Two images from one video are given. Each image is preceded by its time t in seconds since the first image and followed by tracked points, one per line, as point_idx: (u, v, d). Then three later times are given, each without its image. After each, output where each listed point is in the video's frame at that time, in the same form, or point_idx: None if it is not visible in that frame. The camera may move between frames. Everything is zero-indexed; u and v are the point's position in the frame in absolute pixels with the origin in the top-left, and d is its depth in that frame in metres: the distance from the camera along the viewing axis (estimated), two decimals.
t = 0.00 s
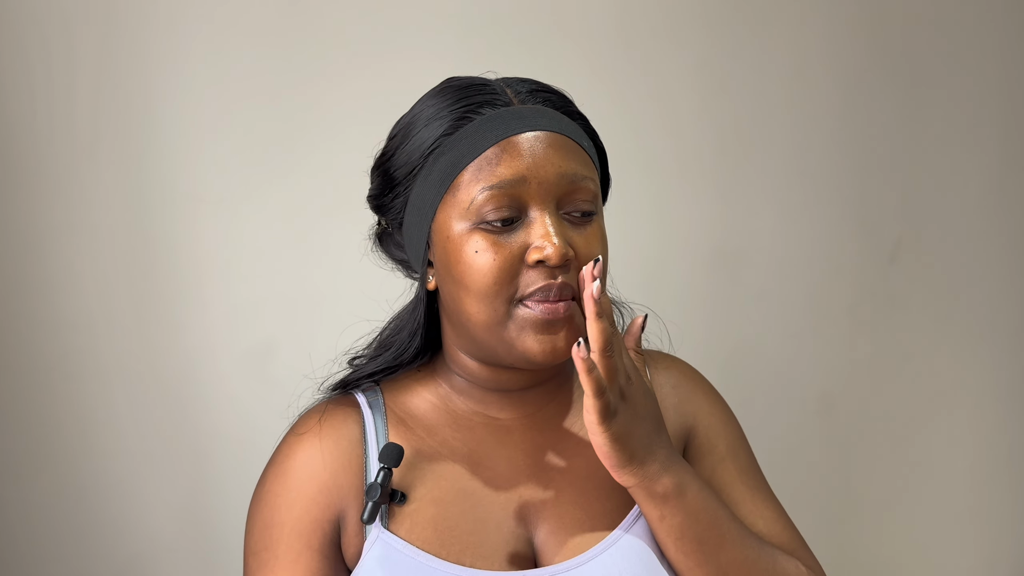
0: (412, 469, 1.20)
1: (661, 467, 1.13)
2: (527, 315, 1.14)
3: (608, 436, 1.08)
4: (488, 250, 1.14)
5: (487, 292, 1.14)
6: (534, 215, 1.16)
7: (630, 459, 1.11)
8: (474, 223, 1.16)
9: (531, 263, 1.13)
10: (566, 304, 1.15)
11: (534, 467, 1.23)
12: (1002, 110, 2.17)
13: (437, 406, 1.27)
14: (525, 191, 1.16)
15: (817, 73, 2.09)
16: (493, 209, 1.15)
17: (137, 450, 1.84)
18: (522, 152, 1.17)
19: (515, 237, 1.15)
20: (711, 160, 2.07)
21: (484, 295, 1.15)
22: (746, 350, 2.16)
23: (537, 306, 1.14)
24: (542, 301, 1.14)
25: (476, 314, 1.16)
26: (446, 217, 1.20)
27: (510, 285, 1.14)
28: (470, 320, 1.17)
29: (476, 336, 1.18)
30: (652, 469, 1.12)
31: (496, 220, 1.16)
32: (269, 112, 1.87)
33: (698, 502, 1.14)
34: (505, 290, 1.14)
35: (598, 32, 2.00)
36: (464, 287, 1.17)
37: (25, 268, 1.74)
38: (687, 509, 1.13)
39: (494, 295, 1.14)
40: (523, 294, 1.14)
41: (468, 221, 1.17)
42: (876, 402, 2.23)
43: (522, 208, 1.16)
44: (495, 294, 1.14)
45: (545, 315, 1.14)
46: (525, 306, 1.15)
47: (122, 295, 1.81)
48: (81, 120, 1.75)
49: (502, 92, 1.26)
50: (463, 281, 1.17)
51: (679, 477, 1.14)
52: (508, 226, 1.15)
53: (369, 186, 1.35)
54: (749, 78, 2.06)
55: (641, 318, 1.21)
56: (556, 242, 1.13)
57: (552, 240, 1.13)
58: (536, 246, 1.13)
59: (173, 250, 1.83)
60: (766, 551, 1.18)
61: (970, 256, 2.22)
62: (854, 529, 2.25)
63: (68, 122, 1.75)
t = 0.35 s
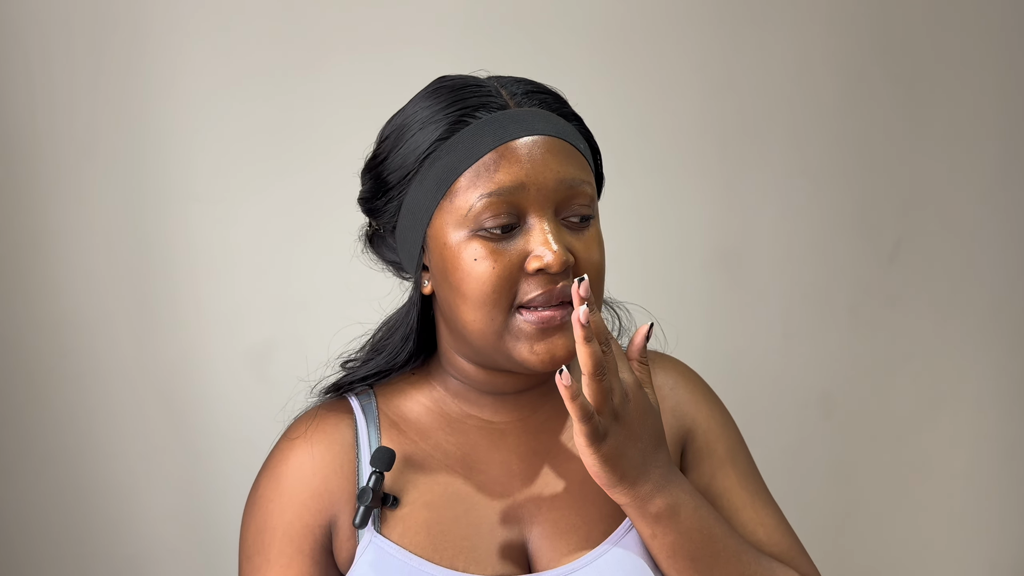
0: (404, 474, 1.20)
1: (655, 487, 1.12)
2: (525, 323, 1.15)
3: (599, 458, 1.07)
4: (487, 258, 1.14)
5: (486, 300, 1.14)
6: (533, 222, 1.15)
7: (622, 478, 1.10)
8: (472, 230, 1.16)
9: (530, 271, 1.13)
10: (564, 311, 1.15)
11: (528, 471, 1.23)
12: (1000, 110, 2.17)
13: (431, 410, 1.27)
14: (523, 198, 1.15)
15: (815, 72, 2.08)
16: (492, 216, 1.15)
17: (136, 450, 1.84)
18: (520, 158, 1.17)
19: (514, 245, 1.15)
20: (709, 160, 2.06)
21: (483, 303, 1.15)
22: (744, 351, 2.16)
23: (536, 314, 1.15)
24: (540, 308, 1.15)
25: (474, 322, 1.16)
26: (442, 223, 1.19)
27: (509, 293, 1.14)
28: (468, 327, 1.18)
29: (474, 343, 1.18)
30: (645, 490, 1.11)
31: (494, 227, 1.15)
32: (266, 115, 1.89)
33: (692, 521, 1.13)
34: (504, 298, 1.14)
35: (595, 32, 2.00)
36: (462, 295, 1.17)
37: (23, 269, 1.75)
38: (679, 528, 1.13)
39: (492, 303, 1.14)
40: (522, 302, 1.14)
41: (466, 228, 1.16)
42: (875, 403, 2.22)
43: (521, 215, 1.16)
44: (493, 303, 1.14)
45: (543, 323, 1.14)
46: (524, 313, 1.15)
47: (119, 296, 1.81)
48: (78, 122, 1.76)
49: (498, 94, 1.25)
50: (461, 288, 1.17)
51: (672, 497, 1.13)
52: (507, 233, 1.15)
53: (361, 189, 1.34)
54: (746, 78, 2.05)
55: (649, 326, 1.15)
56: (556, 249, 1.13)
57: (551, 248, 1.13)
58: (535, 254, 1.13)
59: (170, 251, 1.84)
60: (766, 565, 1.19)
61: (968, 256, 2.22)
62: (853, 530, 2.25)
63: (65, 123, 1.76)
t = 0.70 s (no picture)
0: (399, 473, 1.19)
1: (659, 490, 1.11)
2: (523, 327, 1.14)
3: (604, 461, 1.06)
4: (486, 262, 1.13)
5: (484, 303, 1.14)
6: (533, 226, 1.15)
7: (628, 481, 1.08)
8: (471, 234, 1.15)
9: (530, 276, 1.12)
10: (561, 318, 1.15)
11: (524, 471, 1.22)
12: (999, 110, 2.17)
13: (427, 410, 1.26)
14: (524, 202, 1.15)
15: (815, 71, 2.08)
16: (492, 219, 1.14)
17: (135, 451, 1.85)
18: (522, 161, 1.16)
19: (513, 248, 1.14)
20: (710, 159, 2.05)
21: (481, 307, 1.14)
22: (744, 351, 2.15)
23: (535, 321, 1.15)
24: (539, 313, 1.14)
25: (472, 326, 1.16)
26: (441, 225, 1.18)
27: (508, 297, 1.13)
28: (466, 331, 1.17)
29: (471, 346, 1.18)
30: (649, 494, 1.10)
31: (494, 231, 1.14)
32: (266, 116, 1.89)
33: (694, 525, 1.12)
34: (503, 301, 1.13)
35: (594, 31, 1.99)
36: (461, 298, 1.16)
37: (21, 269, 1.75)
38: (683, 532, 1.12)
39: (490, 307, 1.14)
40: (520, 306, 1.14)
41: (465, 231, 1.16)
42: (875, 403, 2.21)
43: (521, 219, 1.15)
44: (491, 306, 1.14)
45: (542, 328, 1.14)
46: (522, 318, 1.15)
47: (117, 295, 1.81)
48: (75, 121, 1.76)
49: (499, 95, 1.24)
50: (459, 292, 1.16)
51: (676, 501, 1.12)
52: (506, 237, 1.14)
53: (359, 188, 1.33)
54: (746, 77, 2.05)
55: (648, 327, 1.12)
56: (555, 254, 1.12)
57: (551, 252, 1.12)
58: (535, 259, 1.12)
59: (167, 250, 1.84)
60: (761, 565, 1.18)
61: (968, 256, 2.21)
62: (852, 531, 2.24)
63: (63, 121, 1.75)
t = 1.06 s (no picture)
0: (396, 474, 1.19)
1: (659, 493, 1.11)
2: (524, 326, 1.14)
3: (610, 462, 1.06)
4: (487, 260, 1.13)
5: (485, 302, 1.13)
6: (533, 224, 1.15)
7: (628, 484, 1.08)
8: (472, 232, 1.15)
9: (531, 274, 1.12)
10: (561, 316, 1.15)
11: (522, 469, 1.22)
12: (999, 109, 2.17)
13: (423, 410, 1.26)
14: (524, 199, 1.14)
15: (814, 70, 2.08)
16: (493, 217, 1.14)
17: (134, 451, 1.85)
18: (521, 159, 1.16)
19: (513, 246, 1.14)
20: (709, 158, 2.05)
21: (481, 305, 1.14)
22: (743, 350, 2.15)
23: (535, 319, 1.14)
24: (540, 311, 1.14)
25: (471, 324, 1.15)
26: (440, 223, 1.18)
27: (509, 295, 1.13)
28: (466, 330, 1.16)
29: (471, 345, 1.17)
30: (649, 497, 1.10)
31: (495, 229, 1.14)
32: (265, 117, 1.89)
33: (693, 526, 1.13)
34: (503, 300, 1.13)
35: (593, 31, 1.99)
36: (461, 297, 1.15)
37: (20, 269, 1.74)
38: (681, 534, 1.12)
39: (490, 305, 1.13)
40: (521, 305, 1.14)
41: (466, 229, 1.15)
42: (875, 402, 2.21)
43: (521, 217, 1.15)
44: (491, 305, 1.13)
45: (542, 327, 1.14)
46: (522, 317, 1.14)
47: (116, 295, 1.81)
48: (74, 121, 1.76)
49: (498, 94, 1.24)
50: (460, 290, 1.15)
51: (675, 503, 1.12)
52: (507, 235, 1.14)
53: (356, 187, 1.33)
54: (746, 77, 2.05)
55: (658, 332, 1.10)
56: (556, 252, 1.12)
57: (552, 250, 1.12)
58: (535, 257, 1.12)
59: (167, 250, 1.84)
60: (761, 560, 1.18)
61: (969, 255, 2.21)
62: (853, 531, 2.24)
63: (61, 121, 1.75)
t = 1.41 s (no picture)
0: (394, 473, 1.19)
1: (634, 494, 1.09)
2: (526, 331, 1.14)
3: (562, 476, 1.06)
4: (491, 263, 1.13)
5: (488, 306, 1.13)
6: (538, 228, 1.15)
7: (596, 488, 1.08)
8: (476, 234, 1.15)
9: (535, 280, 1.12)
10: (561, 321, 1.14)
11: (521, 467, 1.22)
12: (999, 108, 2.17)
13: (421, 409, 1.26)
14: (529, 204, 1.14)
15: (814, 70, 2.08)
16: (497, 221, 1.14)
17: (135, 451, 1.85)
18: (527, 162, 1.16)
19: (518, 250, 1.14)
20: (709, 158, 2.05)
21: (484, 309, 1.14)
22: (743, 350, 2.15)
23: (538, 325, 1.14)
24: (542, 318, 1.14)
25: (473, 327, 1.15)
26: (444, 225, 1.18)
27: (512, 300, 1.13)
28: (468, 334, 1.16)
29: (472, 349, 1.17)
30: (624, 499, 1.09)
31: (499, 233, 1.14)
32: (265, 117, 1.89)
33: (678, 525, 1.12)
34: (506, 304, 1.13)
35: (593, 31, 1.99)
36: (464, 300, 1.15)
37: (20, 269, 1.74)
38: (665, 533, 1.12)
39: (492, 308, 1.13)
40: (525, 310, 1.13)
41: (470, 231, 1.15)
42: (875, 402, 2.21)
43: (525, 221, 1.15)
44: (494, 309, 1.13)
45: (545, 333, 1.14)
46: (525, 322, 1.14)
47: (116, 295, 1.81)
48: (74, 121, 1.76)
49: (503, 96, 1.24)
50: (463, 294, 1.15)
51: (655, 503, 1.11)
52: (511, 238, 1.14)
53: (358, 187, 1.32)
54: (746, 78, 2.05)
55: (627, 328, 1.03)
56: (560, 257, 1.12)
57: (556, 255, 1.12)
58: (539, 262, 1.12)
59: (167, 249, 1.84)
60: (757, 551, 1.18)
61: (968, 254, 2.21)
62: (853, 531, 2.24)
63: (61, 121, 1.75)
